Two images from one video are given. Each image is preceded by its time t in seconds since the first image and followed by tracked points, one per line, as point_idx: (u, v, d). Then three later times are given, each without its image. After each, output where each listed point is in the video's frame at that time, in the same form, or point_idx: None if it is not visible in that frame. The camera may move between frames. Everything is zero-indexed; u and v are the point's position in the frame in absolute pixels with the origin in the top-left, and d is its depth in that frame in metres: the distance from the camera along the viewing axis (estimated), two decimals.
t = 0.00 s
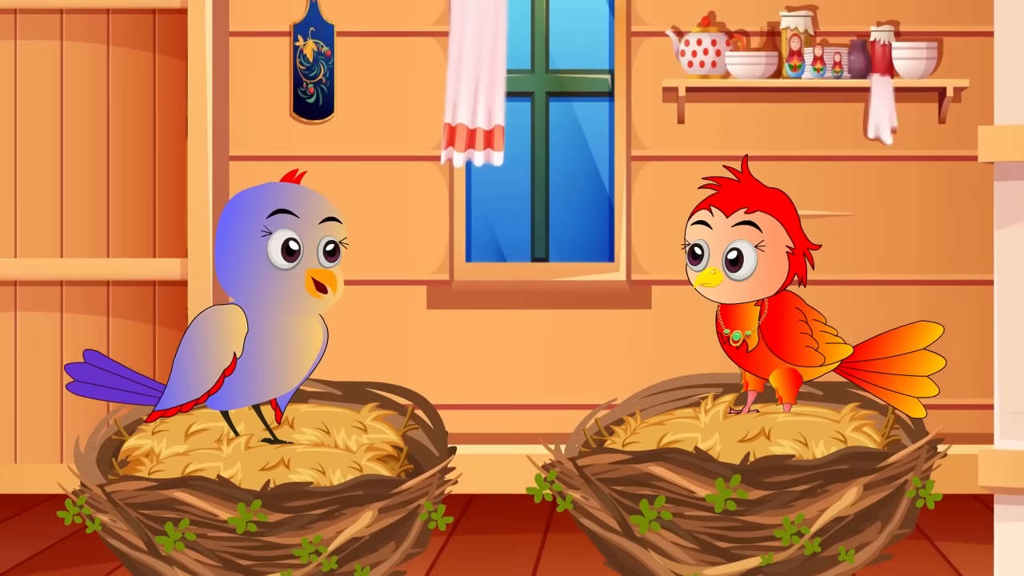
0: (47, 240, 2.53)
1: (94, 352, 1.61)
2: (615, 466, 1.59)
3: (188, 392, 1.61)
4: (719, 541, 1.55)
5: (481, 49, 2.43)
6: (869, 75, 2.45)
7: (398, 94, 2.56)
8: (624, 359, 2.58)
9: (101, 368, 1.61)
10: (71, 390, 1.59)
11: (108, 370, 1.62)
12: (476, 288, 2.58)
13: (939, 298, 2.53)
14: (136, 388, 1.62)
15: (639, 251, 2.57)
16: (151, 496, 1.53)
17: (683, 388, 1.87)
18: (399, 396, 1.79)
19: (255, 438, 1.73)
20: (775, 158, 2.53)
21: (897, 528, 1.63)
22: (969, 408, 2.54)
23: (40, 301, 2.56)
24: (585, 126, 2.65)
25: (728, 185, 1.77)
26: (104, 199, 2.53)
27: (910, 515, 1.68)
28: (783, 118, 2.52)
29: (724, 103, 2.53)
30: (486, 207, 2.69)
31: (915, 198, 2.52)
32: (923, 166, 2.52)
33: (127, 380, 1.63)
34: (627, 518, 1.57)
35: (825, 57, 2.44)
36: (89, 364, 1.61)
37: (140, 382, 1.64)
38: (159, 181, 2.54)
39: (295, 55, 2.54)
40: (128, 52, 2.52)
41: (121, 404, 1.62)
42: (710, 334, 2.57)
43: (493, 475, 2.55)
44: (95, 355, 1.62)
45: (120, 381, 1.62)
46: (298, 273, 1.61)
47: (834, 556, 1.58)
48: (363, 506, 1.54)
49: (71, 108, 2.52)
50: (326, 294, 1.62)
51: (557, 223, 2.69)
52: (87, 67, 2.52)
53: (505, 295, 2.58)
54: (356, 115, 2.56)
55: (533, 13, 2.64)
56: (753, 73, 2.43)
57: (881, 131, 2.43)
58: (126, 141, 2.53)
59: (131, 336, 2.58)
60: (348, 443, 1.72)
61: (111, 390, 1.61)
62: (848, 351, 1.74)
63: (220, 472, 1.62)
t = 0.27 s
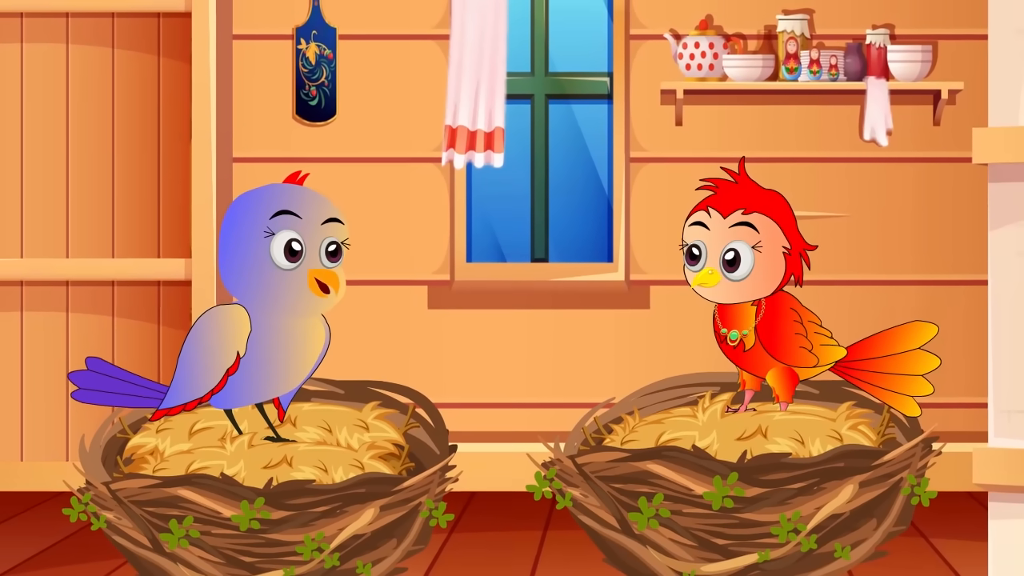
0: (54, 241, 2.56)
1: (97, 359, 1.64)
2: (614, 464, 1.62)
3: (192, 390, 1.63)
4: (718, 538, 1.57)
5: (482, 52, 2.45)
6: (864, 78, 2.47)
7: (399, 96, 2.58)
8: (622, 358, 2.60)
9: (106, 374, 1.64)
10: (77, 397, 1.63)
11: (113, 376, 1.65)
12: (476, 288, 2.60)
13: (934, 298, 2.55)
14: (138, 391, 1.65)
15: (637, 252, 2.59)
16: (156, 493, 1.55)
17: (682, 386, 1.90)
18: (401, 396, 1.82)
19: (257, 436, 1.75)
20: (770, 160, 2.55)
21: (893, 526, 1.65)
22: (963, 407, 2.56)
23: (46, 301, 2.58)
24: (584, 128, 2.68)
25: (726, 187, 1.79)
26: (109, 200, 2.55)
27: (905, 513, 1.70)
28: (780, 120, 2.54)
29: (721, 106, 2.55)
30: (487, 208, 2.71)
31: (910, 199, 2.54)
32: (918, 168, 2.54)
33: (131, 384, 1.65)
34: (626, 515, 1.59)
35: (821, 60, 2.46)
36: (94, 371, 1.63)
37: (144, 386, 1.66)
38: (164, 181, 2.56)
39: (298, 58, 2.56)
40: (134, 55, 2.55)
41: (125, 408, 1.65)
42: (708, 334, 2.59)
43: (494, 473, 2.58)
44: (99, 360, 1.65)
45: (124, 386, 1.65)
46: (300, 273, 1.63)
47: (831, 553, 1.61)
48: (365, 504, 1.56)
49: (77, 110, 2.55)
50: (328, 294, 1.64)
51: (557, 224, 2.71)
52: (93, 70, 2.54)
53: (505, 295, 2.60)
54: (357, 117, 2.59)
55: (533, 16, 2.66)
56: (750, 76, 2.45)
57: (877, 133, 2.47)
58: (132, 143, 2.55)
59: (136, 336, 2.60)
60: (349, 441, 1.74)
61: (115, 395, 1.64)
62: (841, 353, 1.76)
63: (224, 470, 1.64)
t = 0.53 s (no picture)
0: (59, 241, 2.58)
1: (101, 366, 1.65)
2: (612, 462, 1.63)
3: (196, 389, 1.65)
4: (715, 535, 1.60)
5: (482, 55, 2.47)
6: (859, 81, 2.48)
7: (401, 98, 2.60)
8: (621, 357, 2.62)
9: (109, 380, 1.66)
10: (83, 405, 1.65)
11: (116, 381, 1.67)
12: (476, 288, 2.62)
13: (928, 298, 2.57)
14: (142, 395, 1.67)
15: (636, 252, 2.61)
16: (159, 491, 1.57)
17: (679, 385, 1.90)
18: (402, 394, 1.84)
19: (260, 434, 1.78)
20: (766, 161, 2.58)
21: (888, 523, 1.67)
22: (957, 405, 2.59)
23: (52, 300, 2.60)
24: (584, 130, 2.70)
25: (723, 188, 1.82)
26: (114, 201, 2.58)
27: (900, 510, 1.72)
28: (777, 122, 2.57)
29: (719, 108, 2.57)
30: (487, 209, 2.73)
31: (905, 200, 2.57)
32: (913, 169, 2.56)
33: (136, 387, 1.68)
34: (624, 513, 1.62)
35: (817, 63, 2.49)
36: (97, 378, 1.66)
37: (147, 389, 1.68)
38: (168, 182, 2.58)
39: (300, 60, 2.58)
40: (138, 58, 2.57)
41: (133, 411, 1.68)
42: (705, 333, 2.61)
43: (493, 471, 2.60)
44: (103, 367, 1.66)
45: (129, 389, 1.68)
46: (302, 273, 1.65)
47: (826, 549, 1.63)
48: (366, 501, 1.58)
49: (81, 112, 2.57)
50: (330, 295, 1.66)
51: (556, 225, 2.73)
52: (98, 73, 2.57)
53: (504, 295, 2.62)
54: (359, 119, 2.61)
55: (533, 19, 2.69)
56: (747, 78, 2.48)
57: (872, 135, 2.48)
58: (136, 144, 2.57)
59: (140, 336, 2.62)
60: (352, 439, 1.76)
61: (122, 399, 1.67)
62: (836, 352, 1.78)
63: (228, 467, 1.67)
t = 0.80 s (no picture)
0: (64, 242, 2.60)
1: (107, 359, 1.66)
2: (611, 460, 1.65)
3: (199, 388, 1.68)
4: (713, 532, 1.61)
5: (483, 57, 2.49)
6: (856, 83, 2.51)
7: (402, 100, 2.62)
8: (620, 356, 2.65)
9: (114, 371, 1.68)
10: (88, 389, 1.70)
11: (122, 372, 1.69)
12: (476, 288, 2.64)
13: (922, 297, 2.60)
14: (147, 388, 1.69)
15: (634, 253, 2.63)
16: (164, 488, 1.59)
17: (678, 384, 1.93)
18: (403, 393, 1.86)
19: (263, 433, 1.80)
20: (763, 163, 2.60)
21: (883, 520, 1.69)
22: (951, 404, 2.61)
23: (57, 300, 2.63)
24: (583, 132, 2.72)
25: (721, 189, 1.84)
26: (118, 202, 2.60)
27: (896, 507, 1.74)
28: (773, 124, 2.59)
29: (716, 110, 2.59)
30: (488, 210, 2.75)
31: (900, 201, 2.59)
32: (908, 171, 2.58)
33: (141, 380, 1.70)
34: (622, 510, 1.64)
35: (814, 65, 2.49)
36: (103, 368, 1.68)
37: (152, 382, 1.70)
38: (172, 183, 2.60)
39: (303, 63, 2.61)
40: (143, 61, 2.59)
41: (136, 404, 1.69)
42: (703, 332, 2.64)
43: (493, 469, 2.62)
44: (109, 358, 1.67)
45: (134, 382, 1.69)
46: (305, 273, 1.67)
47: (823, 547, 1.65)
48: (368, 499, 1.60)
49: (86, 113, 2.59)
50: (332, 294, 1.69)
51: (555, 225, 2.75)
52: (102, 75, 2.59)
53: (504, 295, 2.64)
54: (361, 121, 2.63)
55: (532, 22, 2.71)
56: (744, 81, 2.50)
57: (868, 137, 2.50)
58: (140, 146, 2.59)
59: (145, 335, 2.64)
60: (353, 438, 1.79)
61: (126, 391, 1.68)
62: (835, 349, 1.82)
63: (231, 465, 1.68)
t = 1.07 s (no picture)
0: (69, 242, 2.63)
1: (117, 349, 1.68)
2: (610, 458, 1.68)
3: (203, 386, 1.69)
4: (709, 529, 1.64)
5: (483, 60, 2.51)
6: (852, 85, 2.54)
7: (403, 103, 2.65)
8: (619, 356, 2.67)
9: (122, 359, 1.70)
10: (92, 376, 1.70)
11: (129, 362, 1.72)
12: (477, 288, 2.67)
13: (918, 298, 2.62)
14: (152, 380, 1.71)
15: (633, 253, 2.65)
16: (168, 486, 1.61)
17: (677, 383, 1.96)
18: (405, 392, 1.89)
19: (266, 431, 1.82)
20: (760, 164, 2.62)
21: (879, 517, 1.72)
22: (947, 403, 2.63)
23: (62, 300, 2.65)
24: (582, 134, 2.74)
25: (718, 190, 1.86)
26: (123, 204, 2.62)
27: (891, 505, 1.76)
28: (770, 126, 2.61)
29: (714, 112, 2.61)
30: (489, 211, 2.78)
31: (896, 202, 2.61)
32: (903, 172, 2.60)
33: (147, 372, 1.72)
34: (621, 507, 1.66)
35: (810, 68, 2.53)
36: (112, 356, 1.70)
37: (159, 376, 1.73)
38: (176, 184, 2.63)
39: (305, 65, 2.63)
40: (147, 63, 2.61)
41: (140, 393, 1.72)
42: (701, 332, 2.66)
43: (493, 467, 2.64)
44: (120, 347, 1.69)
45: (140, 372, 1.72)
46: (307, 274, 1.70)
47: (820, 543, 1.67)
48: (370, 496, 1.62)
49: (91, 115, 2.61)
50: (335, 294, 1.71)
51: (555, 226, 2.77)
52: (107, 77, 2.61)
53: (504, 295, 2.67)
54: (363, 123, 2.65)
55: (532, 25, 2.73)
56: (742, 83, 2.52)
57: (864, 139, 2.53)
58: (145, 147, 2.61)
59: (150, 334, 2.67)
60: (356, 436, 1.81)
61: (132, 380, 1.71)
62: (830, 349, 1.83)
63: (234, 463, 1.71)
